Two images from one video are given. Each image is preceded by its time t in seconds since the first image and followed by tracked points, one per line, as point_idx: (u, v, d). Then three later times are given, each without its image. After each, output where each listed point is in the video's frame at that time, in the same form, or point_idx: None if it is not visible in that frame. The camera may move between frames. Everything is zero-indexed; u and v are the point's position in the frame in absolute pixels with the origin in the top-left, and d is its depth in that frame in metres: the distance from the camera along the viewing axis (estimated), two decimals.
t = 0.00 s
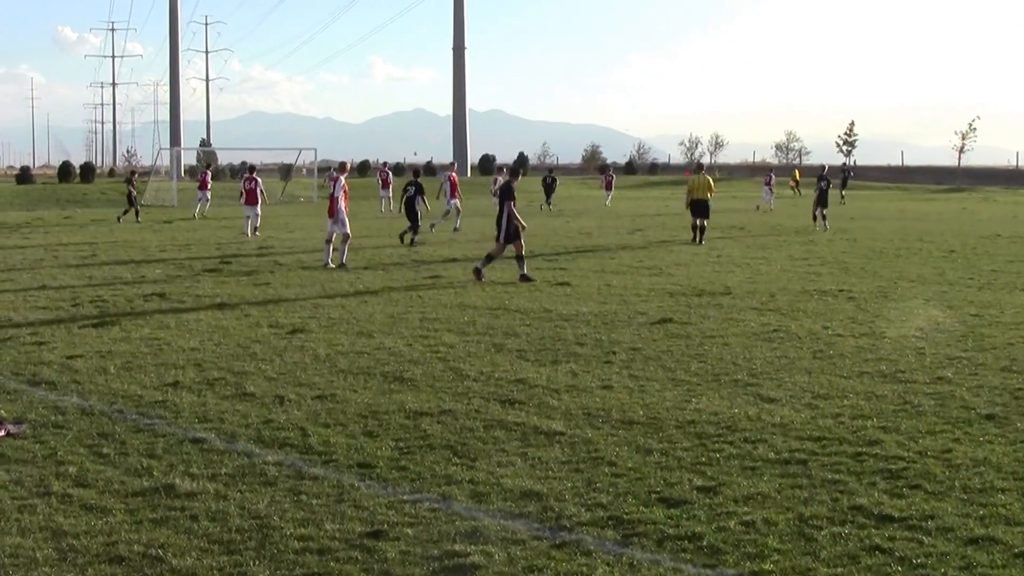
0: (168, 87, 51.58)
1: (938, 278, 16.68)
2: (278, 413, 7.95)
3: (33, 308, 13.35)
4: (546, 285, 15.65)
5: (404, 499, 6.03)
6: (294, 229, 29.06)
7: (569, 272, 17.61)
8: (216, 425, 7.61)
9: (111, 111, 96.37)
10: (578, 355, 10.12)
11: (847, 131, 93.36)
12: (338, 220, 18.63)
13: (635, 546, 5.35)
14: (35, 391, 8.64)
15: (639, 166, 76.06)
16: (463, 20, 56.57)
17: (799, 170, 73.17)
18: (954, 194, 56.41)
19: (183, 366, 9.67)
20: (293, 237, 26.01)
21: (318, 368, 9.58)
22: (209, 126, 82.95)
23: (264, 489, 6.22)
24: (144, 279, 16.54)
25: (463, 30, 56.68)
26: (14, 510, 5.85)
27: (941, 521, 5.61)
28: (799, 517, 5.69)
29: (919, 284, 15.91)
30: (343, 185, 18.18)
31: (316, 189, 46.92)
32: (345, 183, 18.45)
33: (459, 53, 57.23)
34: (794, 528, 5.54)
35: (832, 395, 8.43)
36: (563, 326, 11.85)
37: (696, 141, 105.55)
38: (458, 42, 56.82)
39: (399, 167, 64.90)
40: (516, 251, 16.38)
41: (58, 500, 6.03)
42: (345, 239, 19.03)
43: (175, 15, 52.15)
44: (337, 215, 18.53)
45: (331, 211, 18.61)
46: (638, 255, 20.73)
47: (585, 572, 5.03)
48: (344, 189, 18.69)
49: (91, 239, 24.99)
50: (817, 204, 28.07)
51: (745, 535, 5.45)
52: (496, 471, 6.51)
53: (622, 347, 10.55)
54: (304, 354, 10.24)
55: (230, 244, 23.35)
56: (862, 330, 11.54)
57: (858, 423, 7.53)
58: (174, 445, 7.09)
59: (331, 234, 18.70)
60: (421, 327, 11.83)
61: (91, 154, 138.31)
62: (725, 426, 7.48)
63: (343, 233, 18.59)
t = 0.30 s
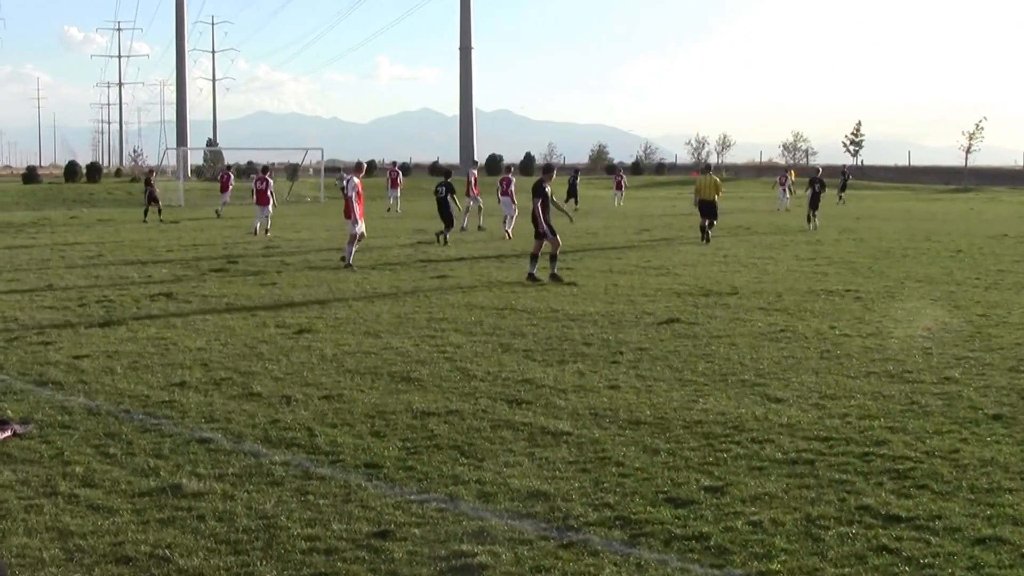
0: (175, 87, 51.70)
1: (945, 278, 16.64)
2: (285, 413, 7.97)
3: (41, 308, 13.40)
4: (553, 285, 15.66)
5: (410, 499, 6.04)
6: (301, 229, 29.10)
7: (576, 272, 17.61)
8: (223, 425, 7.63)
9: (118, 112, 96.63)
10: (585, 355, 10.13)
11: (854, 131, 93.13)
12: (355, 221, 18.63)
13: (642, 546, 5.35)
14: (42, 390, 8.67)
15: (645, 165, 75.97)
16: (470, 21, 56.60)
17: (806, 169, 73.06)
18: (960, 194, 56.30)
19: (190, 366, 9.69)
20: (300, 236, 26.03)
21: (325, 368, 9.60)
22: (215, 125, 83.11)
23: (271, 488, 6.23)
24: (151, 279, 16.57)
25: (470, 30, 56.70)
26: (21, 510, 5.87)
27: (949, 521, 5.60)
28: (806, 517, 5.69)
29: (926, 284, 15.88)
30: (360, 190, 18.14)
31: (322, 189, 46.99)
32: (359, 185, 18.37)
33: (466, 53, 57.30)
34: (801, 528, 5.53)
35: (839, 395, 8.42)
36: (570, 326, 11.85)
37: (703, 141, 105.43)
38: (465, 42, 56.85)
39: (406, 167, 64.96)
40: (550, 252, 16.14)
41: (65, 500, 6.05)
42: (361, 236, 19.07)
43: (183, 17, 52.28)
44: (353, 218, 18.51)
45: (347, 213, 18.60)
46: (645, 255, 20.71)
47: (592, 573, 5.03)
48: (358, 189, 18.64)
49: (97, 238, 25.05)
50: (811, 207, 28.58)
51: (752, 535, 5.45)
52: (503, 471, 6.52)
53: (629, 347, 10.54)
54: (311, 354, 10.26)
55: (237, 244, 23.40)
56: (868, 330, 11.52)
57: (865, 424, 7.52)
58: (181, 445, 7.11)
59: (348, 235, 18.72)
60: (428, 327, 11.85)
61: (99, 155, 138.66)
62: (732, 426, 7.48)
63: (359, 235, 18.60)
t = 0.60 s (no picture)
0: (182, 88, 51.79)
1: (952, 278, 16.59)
2: (292, 413, 7.98)
3: (48, 308, 13.44)
4: (560, 285, 15.66)
5: (417, 499, 6.04)
6: (308, 229, 29.13)
7: (583, 271, 17.59)
8: (230, 425, 7.65)
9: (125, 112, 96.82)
10: (592, 355, 10.12)
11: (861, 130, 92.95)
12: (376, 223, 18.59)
13: (649, 546, 5.35)
14: (49, 390, 8.70)
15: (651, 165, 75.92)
16: (476, 21, 56.65)
17: (813, 169, 72.92)
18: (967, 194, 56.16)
19: (196, 366, 9.71)
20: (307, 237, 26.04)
21: (332, 368, 9.61)
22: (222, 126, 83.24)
23: (278, 489, 6.25)
24: (157, 279, 16.60)
25: (477, 31, 56.76)
26: (28, 510, 5.89)
27: (955, 521, 5.59)
28: (813, 518, 5.68)
29: (933, 284, 15.84)
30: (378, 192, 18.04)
31: (329, 189, 47.05)
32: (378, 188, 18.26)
33: (472, 53, 57.38)
34: (808, 528, 5.53)
35: (846, 395, 8.40)
36: (577, 326, 11.85)
37: (710, 141, 105.32)
38: (471, 42, 56.88)
39: (412, 167, 65.01)
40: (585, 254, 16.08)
41: (72, 500, 6.07)
42: (383, 236, 19.06)
43: (190, 18, 52.42)
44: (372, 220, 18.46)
45: (367, 214, 18.53)
46: (652, 254, 20.70)
47: (599, 573, 5.03)
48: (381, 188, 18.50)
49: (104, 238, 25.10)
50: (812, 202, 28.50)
51: (759, 535, 5.44)
52: (510, 471, 6.52)
53: (636, 347, 10.54)
54: (317, 354, 10.28)
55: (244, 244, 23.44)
56: (876, 331, 11.49)
57: (872, 424, 7.51)
58: (188, 445, 7.13)
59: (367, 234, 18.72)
60: (435, 327, 11.86)
61: (106, 155, 138.98)
62: (739, 427, 7.47)
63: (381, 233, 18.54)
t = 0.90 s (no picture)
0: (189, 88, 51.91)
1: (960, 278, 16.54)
2: (299, 413, 8.00)
3: (56, 308, 13.49)
4: (566, 285, 15.67)
5: (424, 499, 6.05)
6: (315, 229, 29.17)
7: (590, 271, 17.59)
8: (236, 425, 7.67)
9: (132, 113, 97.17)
10: (599, 356, 10.13)
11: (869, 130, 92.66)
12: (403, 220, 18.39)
13: (656, 546, 5.35)
14: (56, 391, 8.73)
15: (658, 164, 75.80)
16: (483, 21, 56.68)
17: (820, 168, 72.75)
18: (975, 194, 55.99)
19: (203, 366, 9.74)
20: (313, 237, 26.08)
21: (339, 368, 9.63)
22: (229, 126, 83.47)
23: (285, 489, 6.26)
24: (164, 279, 16.64)
25: (483, 31, 56.79)
26: (35, 510, 5.91)
27: (963, 520, 5.58)
28: (820, 518, 5.67)
29: (940, 284, 15.79)
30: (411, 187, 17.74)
31: (336, 189, 47.12)
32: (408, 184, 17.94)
33: (479, 53, 57.44)
34: (815, 528, 5.52)
35: (853, 395, 8.39)
36: (584, 326, 11.85)
37: (717, 141, 105.18)
38: (478, 42, 56.90)
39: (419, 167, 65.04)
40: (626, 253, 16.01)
41: (79, 500, 6.09)
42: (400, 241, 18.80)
43: (197, 19, 52.56)
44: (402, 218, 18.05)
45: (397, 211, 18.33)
46: (658, 254, 20.69)
47: (606, 572, 5.03)
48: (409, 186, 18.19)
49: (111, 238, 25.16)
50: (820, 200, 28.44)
51: (766, 535, 5.44)
52: (517, 471, 6.53)
53: (643, 347, 10.53)
54: (324, 354, 10.28)
55: (251, 244, 23.52)
56: (883, 331, 11.46)
57: (879, 423, 7.50)
58: (195, 445, 7.15)
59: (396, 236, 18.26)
60: (442, 327, 11.86)
61: (113, 156, 139.30)
62: (746, 427, 7.46)
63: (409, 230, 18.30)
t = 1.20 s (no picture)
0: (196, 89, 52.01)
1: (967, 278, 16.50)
2: (306, 413, 8.01)
3: (63, 308, 13.53)
4: (573, 284, 15.67)
5: (431, 499, 6.06)
6: (321, 229, 29.19)
7: (596, 271, 17.61)
8: (243, 425, 7.68)
9: (139, 113, 97.42)
10: (606, 355, 10.12)
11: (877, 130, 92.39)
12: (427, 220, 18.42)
13: (663, 546, 5.35)
14: (64, 390, 8.76)
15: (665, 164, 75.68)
16: (490, 21, 56.71)
17: (827, 168, 72.57)
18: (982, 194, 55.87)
19: (210, 366, 9.76)
20: (320, 237, 26.10)
21: (346, 368, 9.63)
22: (235, 126, 83.62)
23: (292, 488, 6.27)
24: (172, 279, 16.67)
25: (490, 31, 56.83)
26: (42, 510, 5.93)
27: (970, 521, 5.57)
28: (827, 518, 5.67)
29: (948, 284, 15.76)
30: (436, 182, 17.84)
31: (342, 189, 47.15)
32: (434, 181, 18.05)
33: (486, 53, 57.46)
34: (822, 528, 5.52)
35: (860, 395, 8.38)
36: (591, 326, 11.84)
37: (723, 141, 105.01)
38: (485, 42, 56.91)
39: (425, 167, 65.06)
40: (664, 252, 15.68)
41: (87, 500, 6.11)
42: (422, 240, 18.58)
43: (204, 19, 52.66)
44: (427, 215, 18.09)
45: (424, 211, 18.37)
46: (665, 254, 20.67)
47: (613, 573, 5.03)
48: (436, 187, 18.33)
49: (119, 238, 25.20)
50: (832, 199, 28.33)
51: (773, 536, 5.43)
52: (524, 471, 6.53)
53: (650, 347, 10.53)
54: (331, 355, 10.29)
55: (258, 244, 23.56)
56: (891, 331, 11.43)
57: (886, 424, 7.48)
58: (202, 445, 7.16)
59: (421, 236, 18.25)
60: (448, 326, 11.87)
61: (120, 156, 139.73)
62: (753, 426, 7.45)
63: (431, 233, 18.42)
